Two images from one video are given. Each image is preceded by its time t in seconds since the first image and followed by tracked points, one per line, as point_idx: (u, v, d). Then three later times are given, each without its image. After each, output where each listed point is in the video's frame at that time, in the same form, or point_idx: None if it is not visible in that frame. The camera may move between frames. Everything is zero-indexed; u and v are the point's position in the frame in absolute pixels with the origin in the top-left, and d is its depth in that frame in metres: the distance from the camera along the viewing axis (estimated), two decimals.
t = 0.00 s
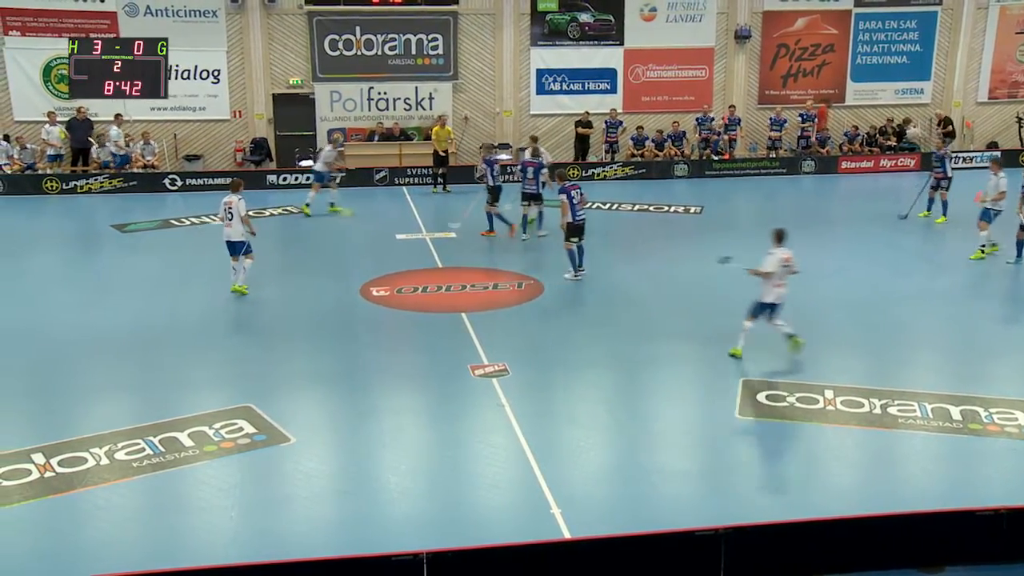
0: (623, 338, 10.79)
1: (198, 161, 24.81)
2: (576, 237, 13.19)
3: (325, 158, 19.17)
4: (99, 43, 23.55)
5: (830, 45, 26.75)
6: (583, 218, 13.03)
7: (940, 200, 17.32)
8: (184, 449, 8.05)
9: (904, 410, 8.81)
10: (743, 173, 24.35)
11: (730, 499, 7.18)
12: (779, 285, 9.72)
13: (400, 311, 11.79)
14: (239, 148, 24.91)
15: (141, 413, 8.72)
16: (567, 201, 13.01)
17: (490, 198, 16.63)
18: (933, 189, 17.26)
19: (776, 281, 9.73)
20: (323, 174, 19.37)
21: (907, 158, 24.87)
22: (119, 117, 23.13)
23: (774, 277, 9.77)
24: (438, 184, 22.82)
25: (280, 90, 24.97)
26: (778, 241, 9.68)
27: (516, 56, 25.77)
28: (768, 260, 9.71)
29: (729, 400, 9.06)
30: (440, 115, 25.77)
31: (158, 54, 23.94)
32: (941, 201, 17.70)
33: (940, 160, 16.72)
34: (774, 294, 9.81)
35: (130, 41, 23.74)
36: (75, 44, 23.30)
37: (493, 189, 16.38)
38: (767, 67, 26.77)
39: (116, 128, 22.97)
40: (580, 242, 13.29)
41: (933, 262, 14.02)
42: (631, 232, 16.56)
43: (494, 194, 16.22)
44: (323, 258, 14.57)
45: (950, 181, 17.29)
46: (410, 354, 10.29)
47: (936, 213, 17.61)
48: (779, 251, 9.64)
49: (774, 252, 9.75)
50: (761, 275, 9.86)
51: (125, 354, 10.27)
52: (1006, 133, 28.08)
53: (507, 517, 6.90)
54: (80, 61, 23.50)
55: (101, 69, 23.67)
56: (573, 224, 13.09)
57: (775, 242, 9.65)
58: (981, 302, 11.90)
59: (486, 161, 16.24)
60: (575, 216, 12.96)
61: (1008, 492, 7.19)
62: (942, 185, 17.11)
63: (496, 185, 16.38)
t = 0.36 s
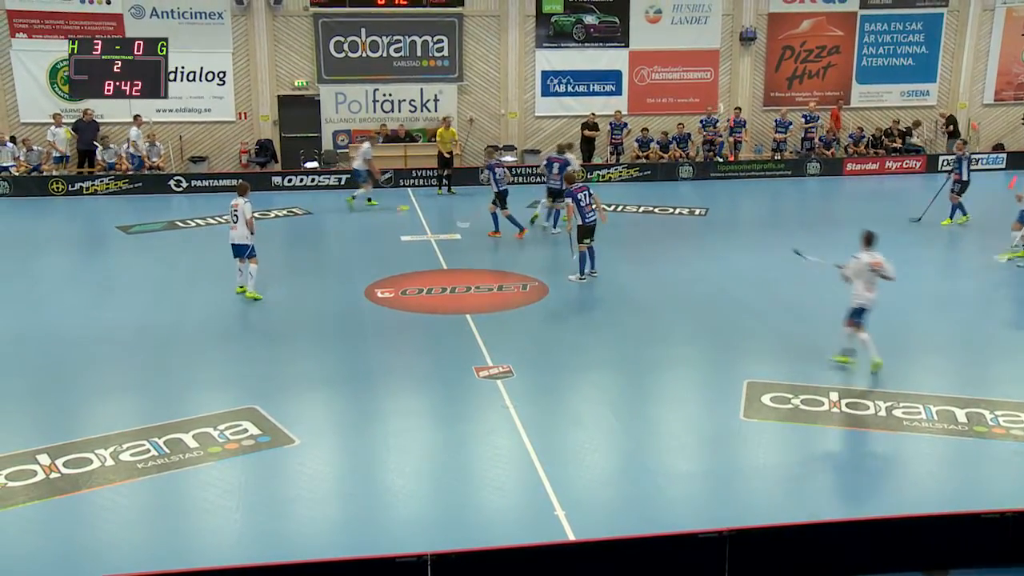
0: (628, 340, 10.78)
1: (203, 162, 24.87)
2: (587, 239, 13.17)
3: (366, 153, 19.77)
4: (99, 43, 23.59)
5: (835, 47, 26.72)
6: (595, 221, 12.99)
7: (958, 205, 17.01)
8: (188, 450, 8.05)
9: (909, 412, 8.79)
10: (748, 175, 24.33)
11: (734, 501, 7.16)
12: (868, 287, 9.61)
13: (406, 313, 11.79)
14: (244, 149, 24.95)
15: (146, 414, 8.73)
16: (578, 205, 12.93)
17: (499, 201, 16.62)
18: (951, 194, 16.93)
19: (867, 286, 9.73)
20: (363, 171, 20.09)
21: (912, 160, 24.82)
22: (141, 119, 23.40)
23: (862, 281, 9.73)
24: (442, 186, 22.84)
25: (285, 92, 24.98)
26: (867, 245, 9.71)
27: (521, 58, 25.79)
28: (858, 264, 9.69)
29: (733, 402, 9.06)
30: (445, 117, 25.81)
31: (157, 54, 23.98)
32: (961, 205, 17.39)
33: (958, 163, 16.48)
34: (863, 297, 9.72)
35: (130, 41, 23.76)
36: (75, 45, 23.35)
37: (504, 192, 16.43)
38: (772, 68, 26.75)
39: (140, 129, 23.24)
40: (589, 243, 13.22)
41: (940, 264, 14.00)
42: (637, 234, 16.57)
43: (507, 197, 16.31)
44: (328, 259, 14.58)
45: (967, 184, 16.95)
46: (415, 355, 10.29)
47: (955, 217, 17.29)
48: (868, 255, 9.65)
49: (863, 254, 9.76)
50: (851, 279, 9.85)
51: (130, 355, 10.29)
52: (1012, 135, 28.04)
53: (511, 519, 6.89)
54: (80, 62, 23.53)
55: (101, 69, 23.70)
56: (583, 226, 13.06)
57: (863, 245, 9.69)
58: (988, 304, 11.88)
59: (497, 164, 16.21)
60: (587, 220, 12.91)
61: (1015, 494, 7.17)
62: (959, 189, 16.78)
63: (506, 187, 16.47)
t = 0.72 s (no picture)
0: (628, 342, 10.78)
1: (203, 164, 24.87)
2: (585, 240, 13.20)
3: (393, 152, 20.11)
4: (99, 43, 23.59)
5: (835, 48, 26.73)
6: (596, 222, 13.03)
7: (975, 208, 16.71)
8: (188, 451, 8.05)
9: (908, 414, 8.78)
10: (748, 176, 24.32)
11: (734, 503, 7.16)
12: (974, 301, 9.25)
13: (405, 314, 11.79)
14: (244, 151, 24.97)
15: (146, 416, 8.72)
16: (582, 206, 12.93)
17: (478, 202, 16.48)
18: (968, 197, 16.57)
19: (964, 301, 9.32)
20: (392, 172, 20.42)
21: (912, 161, 24.82)
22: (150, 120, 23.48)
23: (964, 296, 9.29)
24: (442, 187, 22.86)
25: (285, 93, 24.98)
26: (959, 259, 9.29)
27: (520, 59, 25.79)
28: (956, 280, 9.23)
29: (733, 403, 9.05)
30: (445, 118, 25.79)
31: (158, 54, 24.00)
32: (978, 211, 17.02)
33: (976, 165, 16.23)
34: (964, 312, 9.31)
35: (130, 41, 23.78)
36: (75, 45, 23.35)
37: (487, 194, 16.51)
38: (772, 70, 26.76)
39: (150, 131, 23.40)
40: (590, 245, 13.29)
41: (939, 265, 14.01)
42: (636, 235, 16.57)
43: (493, 200, 16.55)
44: (326, 261, 14.58)
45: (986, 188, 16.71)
46: (414, 357, 10.29)
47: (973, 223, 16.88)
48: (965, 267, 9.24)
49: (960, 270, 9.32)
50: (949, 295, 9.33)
51: (129, 356, 10.28)
52: (1011, 136, 28.05)
53: (510, 521, 6.88)
54: (80, 62, 23.52)
55: (101, 69, 23.70)
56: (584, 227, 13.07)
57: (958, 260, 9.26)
58: (987, 305, 11.89)
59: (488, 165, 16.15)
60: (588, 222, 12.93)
61: (1014, 496, 7.17)
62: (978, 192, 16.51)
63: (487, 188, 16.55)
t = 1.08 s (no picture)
0: (627, 342, 10.78)
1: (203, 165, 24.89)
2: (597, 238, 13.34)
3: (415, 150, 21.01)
4: (99, 43, 23.60)
5: (835, 49, 26.73)
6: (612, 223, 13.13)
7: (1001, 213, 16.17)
8: (188, 452, 8.06)
9: (908, 415, 8.78)
10: (748, 177, 24.32)
11: (734, 505, 7.14)
12: None
13: (405, 315, 11.79)
14: (244, 152, 24.99)
15: (146, 416, 8.73)
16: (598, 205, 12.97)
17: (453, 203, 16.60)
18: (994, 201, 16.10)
19: None
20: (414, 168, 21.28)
21: (912, 162, 24.82)
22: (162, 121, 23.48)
23: None
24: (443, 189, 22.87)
25: (285, 93, 24.99)
26: None
27: (520, 60, 25.80)
28: None
29: (732, 404, 9.05)
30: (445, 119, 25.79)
31: (158, 54, 24.01)
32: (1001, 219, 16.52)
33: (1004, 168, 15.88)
34: None
35: (130, 41, 23.80)
36: (75, 45, 23.37)
37: (465, 198, 16.50)
38: (772, 71, 26.76)
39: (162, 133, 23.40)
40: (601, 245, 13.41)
41: (939, 266, 14.02)
42: (636, 236, 16.58)
43: (470, 205, 16.47)
44: (326, 262, 14.59)
45: (1013, 193, 16.21)
46: (415, 358, 10.29)
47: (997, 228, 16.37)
48: None
49: None
50: None
51: (129, 357, 10.29)
52: (1012, 137, 28.05)
53: (509, 523, 6.86)
54: (80, 62, 23.54)
55: (101, 69, 23.71)
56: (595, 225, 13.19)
57: None
58: (986, 306, 11.90)
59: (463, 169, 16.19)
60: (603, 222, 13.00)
61: (1013, 497, 7.16)
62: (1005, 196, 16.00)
63: (465, 192, 16.55)
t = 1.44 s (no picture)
0: (629, 344, 10.79)
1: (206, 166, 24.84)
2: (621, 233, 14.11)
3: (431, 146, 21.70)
4: (99, 43, 23.59)
5: (836, 51, 26.74)
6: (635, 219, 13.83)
7: None
8: (190, 453, 8.06)
9: (910, 416, 8.78)
10: (750, 178, 24.33)
11: (736, 506, 7.14)
12: None
13: (407, 316, 11.80)
14: (245, 153, 25.01)
15: (148, 417, 8.73)
16: (619, 203, 13.75)
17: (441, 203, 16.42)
18: None
19: None
20: (428, 169, 21.87)
21: (914, 164, 24.82)
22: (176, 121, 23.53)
23: None
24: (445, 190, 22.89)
25: (286, 95, 25.01)
26: None
27: (522, 61, 25.81)
28: None
29: (734, 405, 9.05)
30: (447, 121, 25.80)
31: (157, 54, 23.98)
32: None
33: None
34: None
35: (130, 41, 23.77)
36: (75, 45, 23.35)
37: (452, 196, 16.39)
38: (773, 72, 26.77)
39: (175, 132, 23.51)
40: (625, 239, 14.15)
41: (941, 268, 14.03)
42: (638, 237, 16.59)
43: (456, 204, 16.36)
44: (327, 263, 14.59)
45: None
46: (416, 359, 10.29)
47: None
48: None
49: None
50: None
51: (131, 358, 10.30)
52: (1014, 139, 28.03)
53: (511, 525, 6.85)
54: (80, 62, 23.53)
55: (101, 69, 23.71)
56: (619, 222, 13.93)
57: None
58: (988, 308, 11.91)
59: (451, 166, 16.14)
60: (625, 218, 13.72)
61: (1016, 498, 7.16)
62: None
63: (452, 191, 16.40)
